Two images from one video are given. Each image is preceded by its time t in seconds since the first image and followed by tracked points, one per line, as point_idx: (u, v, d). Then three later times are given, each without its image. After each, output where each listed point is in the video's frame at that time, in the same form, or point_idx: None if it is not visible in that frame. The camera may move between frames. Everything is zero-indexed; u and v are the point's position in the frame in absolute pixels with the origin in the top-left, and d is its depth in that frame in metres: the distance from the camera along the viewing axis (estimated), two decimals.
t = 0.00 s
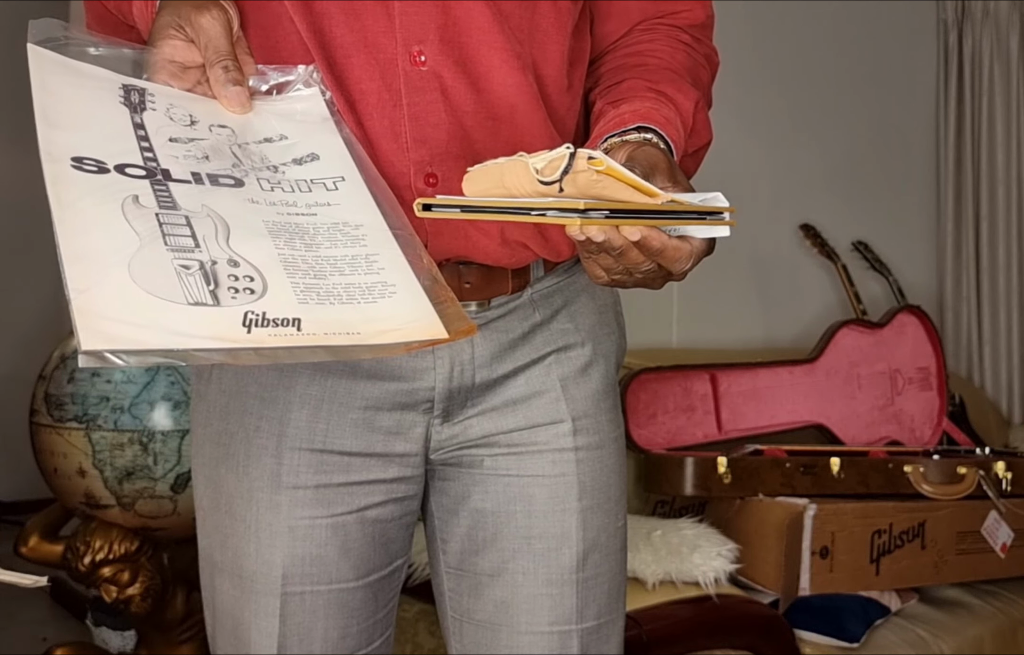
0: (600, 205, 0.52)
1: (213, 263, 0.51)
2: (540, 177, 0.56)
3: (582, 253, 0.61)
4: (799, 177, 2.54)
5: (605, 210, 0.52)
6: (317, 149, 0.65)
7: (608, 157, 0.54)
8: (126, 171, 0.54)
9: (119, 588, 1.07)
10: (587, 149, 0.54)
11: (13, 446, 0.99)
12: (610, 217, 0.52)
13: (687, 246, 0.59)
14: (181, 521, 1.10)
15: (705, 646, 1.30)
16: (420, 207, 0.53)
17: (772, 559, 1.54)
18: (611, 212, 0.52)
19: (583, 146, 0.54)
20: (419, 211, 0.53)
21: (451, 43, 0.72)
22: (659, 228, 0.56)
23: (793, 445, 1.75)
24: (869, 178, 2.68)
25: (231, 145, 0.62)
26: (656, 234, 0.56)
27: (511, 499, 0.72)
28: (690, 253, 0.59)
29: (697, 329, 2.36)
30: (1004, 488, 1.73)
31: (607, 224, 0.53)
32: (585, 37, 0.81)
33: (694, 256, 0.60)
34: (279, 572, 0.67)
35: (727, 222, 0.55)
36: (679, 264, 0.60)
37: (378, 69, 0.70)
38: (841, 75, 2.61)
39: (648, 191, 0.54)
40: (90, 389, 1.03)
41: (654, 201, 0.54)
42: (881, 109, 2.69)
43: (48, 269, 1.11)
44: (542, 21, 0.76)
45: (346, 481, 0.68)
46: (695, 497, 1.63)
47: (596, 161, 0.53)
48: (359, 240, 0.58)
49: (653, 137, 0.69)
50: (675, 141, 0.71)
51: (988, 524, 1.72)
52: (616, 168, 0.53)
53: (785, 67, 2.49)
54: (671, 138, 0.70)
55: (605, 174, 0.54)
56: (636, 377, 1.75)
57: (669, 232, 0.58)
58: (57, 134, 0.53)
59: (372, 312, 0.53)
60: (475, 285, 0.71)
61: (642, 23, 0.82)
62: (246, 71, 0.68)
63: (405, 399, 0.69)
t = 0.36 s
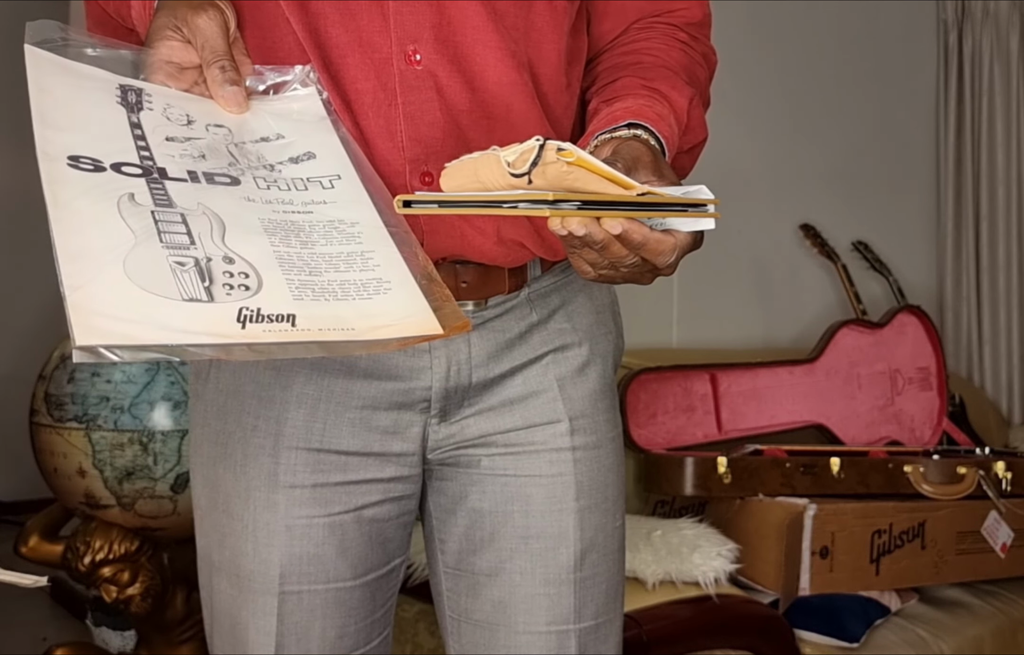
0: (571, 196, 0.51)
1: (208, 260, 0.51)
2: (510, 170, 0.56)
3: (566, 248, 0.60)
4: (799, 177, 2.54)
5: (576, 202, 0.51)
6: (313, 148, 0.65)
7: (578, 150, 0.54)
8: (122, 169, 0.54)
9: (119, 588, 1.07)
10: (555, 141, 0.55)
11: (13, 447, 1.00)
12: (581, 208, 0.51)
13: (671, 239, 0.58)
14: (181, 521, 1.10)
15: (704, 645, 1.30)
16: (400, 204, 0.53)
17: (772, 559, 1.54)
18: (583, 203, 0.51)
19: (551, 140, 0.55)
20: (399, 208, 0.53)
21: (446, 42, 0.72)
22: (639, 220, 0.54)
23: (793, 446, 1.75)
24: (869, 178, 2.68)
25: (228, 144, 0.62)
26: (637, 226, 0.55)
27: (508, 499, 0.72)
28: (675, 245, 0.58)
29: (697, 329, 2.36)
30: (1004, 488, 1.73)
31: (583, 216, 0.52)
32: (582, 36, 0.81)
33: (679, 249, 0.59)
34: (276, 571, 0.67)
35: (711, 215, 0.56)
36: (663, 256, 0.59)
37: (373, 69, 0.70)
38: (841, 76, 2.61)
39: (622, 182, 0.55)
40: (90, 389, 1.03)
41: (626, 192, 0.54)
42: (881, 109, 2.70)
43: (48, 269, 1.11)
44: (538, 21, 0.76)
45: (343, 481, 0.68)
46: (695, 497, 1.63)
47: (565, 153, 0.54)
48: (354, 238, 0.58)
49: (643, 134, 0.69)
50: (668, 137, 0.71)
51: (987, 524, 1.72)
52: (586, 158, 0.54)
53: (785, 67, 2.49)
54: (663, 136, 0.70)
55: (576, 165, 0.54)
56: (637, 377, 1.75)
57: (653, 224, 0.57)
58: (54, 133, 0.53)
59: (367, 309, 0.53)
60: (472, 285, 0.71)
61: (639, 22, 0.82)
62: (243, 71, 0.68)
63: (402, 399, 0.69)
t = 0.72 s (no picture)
0: (566, 192, 0.51)
1: (207, 256, 0.51)
2: (507, 166, 0.57)
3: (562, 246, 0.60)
4: (799, 177, 2.54)
5: (572, 198, 0.51)
6: (312, 147, 0.65)
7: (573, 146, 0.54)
8: (122, 166, 0.54)
9: (119, 588, 1.07)
10: (553, 137, 0.54)
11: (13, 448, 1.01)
12: (576, 204, 0.51)
13: (667, 236, 0.58)
14: (181, 521, 1.10)
15: (704, 645, 1.30)
16: (396, 200, 0.53)
17: (772, 559, 1.54)
18: (579, 199, 0.51)
19: (549, 137, 0.55)
20: (394, 204, 0.53)
21: (444, 42, 0.72)
22: (636, 217, 0.55)
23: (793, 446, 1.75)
24: (869, 178, 2.68)
25: (227, 143, 0.62)
26: (633, 223, 0.55)
27: (505, 499, 0.72)
28: (671, 243, 0.59)
29: (697, 329, 2.36)
30: (1004, 488, 1.73)
31: (579, 212, 0.52)
32: (579, 36, 0.81)
33: (675, 246, 0.59)
34: (274, 571, 0.67)
35: (707, 212, 0.55)
36: (659, 254, 0.59)
37: (371, 68, 0.70)
38: (841, 76, 2.61)
39: (618, 178, 0.54)
40: (90, 389, 1.03)
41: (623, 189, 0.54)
42: (881, 109, 2.69)
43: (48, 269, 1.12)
44: (536, 21, 0.76)
45: (341, 480, 0.68)
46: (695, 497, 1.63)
47: (561, 149, 0.53)
48: (353, 236, 0.58)
49: (639, 133, 0.69)
50: (664, 136, 0.71)
51: (987, 524, 1.72)
52: (582, 154, 0.53)
53: (785, 67, 2.49)
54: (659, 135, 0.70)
55: (571, 161, 0.53)
56: (637, 378, 1.75)
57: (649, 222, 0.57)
58: (53, 130, 0.53)
59: (366, 305, 0.53)
60: (470, 284, 0.72)
61: (635, 22, 0.82)
62: (242, 71, 0.68)
63: (399, 399, 0.69)
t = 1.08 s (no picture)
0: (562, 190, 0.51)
1: (204, 257, 0.51)
2: (501, 164, 0.57)
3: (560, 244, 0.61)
4: (799, 177, 2.54)
5: (567, 196, 0.52)
6: (311, 147, 0.65)
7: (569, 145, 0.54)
8: (119, 167, 0.54)
9: (119, 588, 1.08)
10: (549, 136, 0.55)
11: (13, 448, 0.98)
12: (572, 202, 0.52)
13: (664, 234, 0.58)
14: (181, 521, 1.11)
15: (704, 646, 1.30)
16: (393, 200, 0.53)
17: (772, 559, 1.54)
18: (574, 196, 0.52)
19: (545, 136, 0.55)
20: (392, 204, 0.53)
21: (442, 41, 0.72)
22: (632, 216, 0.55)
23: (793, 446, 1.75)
24: (869, 179, 2.68)
25: (225, 143, 0.62)
26: (630, 222, 0.55)
27: (505, 499, 0.72)
28: (668, 241, 0.59)
29: (697, 329, 2.36)
30: (1004, 488, 1.73)
31: (575, 210, 0.52)
32: (578, 36, 0.81)
33: (672, 244, 0.59)
34: (274, 571, 0.67)
35: (704, 210, 0.55)
36: (656, 252, 0.59)
37: (368, 68, 0.70)
38: (841, 76, 2.61)
39: (612, 177, 0.54)
40: (91, 390, 1.04)
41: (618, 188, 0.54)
42: (880, 109, 2.69)
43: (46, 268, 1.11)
44: (535, 22, 0.76)
45: (340, 480, 0.68)
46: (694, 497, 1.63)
47: (556, 147, 0.54)
48: (351, 235, 0.58)
49: (636, 131, 0.69)
50: (661, 134, 0.71)
51: (987, 524, 1.72)
52: (576, 153, 0.53)
53: (785, 67, 2.49)
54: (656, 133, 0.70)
55: (566, 160, 0.54)
56: (637, 378, 1.75)
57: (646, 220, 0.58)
58: (50, 131, 0.53)
59: (364, 304, 0.53)
60: (468, 284, 0.71)
61: (633, 22, 0.82)
62: (240, 70, 0.68)
63: (398, 399, 0.69)
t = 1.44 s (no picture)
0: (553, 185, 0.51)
1: (199, 257, 0.51)
2: (492, 159, 0.58)
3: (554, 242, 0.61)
4: (799, 178, 2.54)
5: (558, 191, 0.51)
6: (307, 147, 0.65)
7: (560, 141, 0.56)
8: (114, 167, 0.54)
9: (119, 588, 1.08)
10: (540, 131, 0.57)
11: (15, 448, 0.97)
12: (563, 197, 0.51)
13: (657, 232, 0.58)
14: (181, 521, 1.11)
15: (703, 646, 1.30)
16: (384, 195, 0.53)
17: (772, 559, 1.53)
18: (565, 192, 0.51)
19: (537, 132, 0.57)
20: (383, 199, 0.54)
21: (439, 41, 0.72)
22: (626, 213, 0.55)
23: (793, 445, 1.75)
24: (869, 179, 2.68)
25: (221, 143, 0.62)
26: (623, 219, 0.55)
27: (504, 499, 0.72)
28: (662, 238, 0.59)
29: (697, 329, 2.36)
30: (1004, 488, 1.73)
31: (568, 206, 0.52)
32: (577, 35, 0.81)
33: (666, 243, 0.60)
34: (272, 572, 0.67)
35: (699, 208, 0.56)
36: (650, 250, 0.59)
37: (366, 69, 0.70)
38: (842, 76, 2.61)
39: (606, 173, 0.55)
40: (91, 389, 1.04)
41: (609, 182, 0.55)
42: (880, 108, 2.69)
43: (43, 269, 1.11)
44: (533, 22, 0.76)
45: (339, 481, 0.68)
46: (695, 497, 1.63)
47: (547, 142, 0.56)
48: (347, 235, 0.58)
49: (632, 129, 0.69)
50: (658, 133, 0.71)
51: (988, 524, 1.72)
52: (568, 148, 0.55)
53: (785, 67, 2.49)
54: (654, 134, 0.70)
55: (558, 154, 0.55)
56: (636, 378, 1.75)
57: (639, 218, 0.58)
58: (45, 131, 0.53)
59: (359, 305, 0.53)
60: (467, 285, 0.71)
61: (631, 21, 0.82)
62: (237, 71, 0.68)
63: (397, 399, 0.69)
